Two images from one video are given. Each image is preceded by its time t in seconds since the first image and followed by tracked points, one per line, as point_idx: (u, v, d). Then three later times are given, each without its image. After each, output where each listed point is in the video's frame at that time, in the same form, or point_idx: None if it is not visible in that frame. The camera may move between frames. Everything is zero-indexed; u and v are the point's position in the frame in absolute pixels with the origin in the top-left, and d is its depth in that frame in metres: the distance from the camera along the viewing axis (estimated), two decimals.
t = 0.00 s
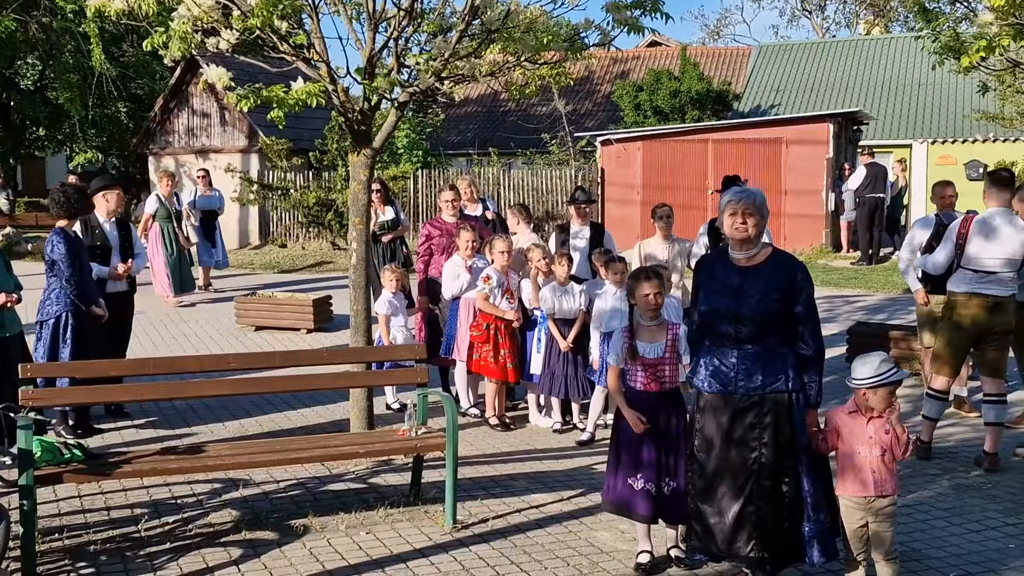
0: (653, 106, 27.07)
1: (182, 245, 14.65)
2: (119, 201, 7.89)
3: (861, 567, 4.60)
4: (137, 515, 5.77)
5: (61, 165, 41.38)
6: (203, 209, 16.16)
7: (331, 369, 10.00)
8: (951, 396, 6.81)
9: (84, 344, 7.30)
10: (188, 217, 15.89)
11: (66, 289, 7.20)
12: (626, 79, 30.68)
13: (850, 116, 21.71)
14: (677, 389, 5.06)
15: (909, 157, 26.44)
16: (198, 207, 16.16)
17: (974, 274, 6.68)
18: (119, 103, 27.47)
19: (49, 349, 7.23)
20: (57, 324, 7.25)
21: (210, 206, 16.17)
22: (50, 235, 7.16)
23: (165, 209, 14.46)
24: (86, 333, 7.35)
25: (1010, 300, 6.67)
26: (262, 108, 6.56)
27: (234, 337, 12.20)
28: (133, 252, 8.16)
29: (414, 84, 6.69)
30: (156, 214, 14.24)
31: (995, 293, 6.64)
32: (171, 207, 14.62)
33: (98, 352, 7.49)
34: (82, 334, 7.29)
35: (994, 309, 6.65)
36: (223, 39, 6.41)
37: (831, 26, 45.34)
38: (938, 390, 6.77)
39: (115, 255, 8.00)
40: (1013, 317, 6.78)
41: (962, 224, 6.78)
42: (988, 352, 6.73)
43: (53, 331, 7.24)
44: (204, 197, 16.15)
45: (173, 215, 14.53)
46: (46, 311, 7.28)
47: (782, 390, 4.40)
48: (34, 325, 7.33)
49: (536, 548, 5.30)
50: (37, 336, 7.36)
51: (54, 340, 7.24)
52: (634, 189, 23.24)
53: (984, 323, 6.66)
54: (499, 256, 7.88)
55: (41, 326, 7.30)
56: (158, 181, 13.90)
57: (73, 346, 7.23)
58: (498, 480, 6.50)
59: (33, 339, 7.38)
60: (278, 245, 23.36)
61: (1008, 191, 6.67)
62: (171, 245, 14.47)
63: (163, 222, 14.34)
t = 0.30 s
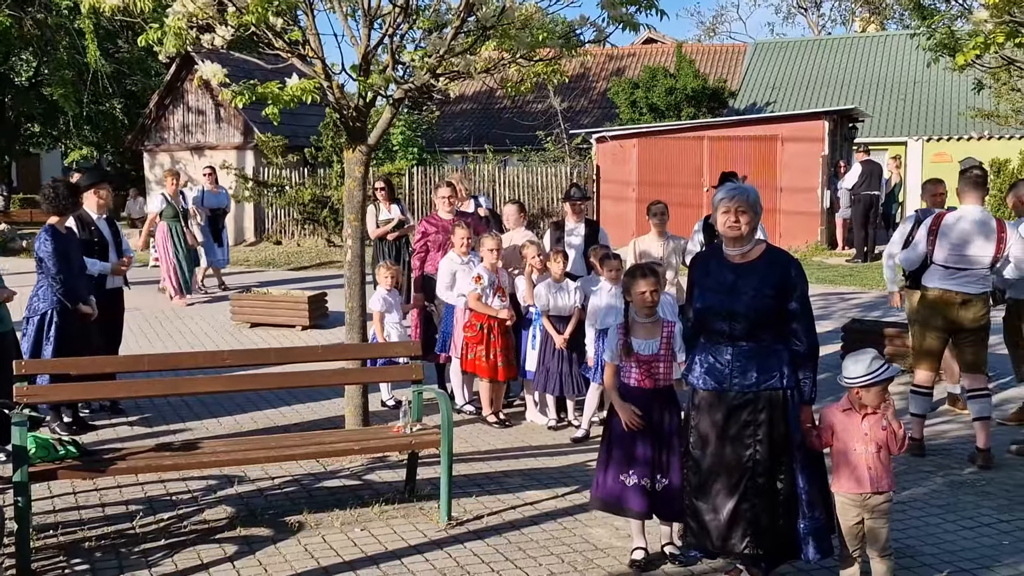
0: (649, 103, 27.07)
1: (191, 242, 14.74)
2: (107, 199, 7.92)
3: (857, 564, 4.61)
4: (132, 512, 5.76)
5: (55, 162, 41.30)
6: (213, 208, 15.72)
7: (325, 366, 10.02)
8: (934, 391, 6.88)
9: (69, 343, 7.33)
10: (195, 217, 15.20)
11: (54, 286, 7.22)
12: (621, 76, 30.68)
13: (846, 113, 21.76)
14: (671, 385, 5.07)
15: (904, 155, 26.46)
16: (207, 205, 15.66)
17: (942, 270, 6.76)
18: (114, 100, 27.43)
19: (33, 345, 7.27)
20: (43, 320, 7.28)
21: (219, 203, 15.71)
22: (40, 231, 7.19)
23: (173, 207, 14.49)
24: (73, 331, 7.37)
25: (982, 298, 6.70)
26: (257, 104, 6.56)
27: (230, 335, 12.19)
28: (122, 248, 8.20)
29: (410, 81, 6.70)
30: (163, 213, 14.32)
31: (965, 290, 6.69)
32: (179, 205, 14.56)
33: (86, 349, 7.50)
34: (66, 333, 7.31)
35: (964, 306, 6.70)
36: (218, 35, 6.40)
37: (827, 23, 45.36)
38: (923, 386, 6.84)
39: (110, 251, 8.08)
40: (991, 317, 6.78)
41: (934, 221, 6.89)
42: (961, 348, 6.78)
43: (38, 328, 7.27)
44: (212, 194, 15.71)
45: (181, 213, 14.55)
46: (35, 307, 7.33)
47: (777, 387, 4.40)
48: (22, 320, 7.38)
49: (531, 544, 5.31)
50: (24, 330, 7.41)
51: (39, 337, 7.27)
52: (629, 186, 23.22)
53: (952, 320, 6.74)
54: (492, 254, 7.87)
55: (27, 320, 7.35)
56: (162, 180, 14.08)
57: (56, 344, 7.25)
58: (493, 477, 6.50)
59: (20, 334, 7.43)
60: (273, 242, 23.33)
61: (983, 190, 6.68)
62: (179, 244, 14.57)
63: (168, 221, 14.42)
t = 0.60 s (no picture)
0: (645, 100, 27.07)
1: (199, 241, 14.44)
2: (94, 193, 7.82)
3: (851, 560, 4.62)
4: (127, 508, 5.77)
5: (52, 158, 41.23)
6: (220, 203, 15.54)
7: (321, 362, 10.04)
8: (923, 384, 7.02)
9: (66, 338, 7.36)
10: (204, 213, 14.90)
11: (48, 281, 7.24)
12: (617, 72, 30.68)
13: (842, 109, 21.78)
14: (663, 382, 5.07)
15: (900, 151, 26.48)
16: (214, 200, 15.49)
17: (914, 265, 6.91)
18: (110, 96, 27.38)
19: (30, 340, 7.29)
20: (39, 316, 7.31)
21: (226, 199, 15.54)
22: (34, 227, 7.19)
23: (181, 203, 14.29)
24: (70, 326, 7.39)
25: (952, 294, 6.77)
26: (253, 100, 6.55)
27: (225, 330, 12.19)
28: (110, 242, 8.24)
29: (405, 77, 6.70)
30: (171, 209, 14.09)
31: (933, 285, 6.80)
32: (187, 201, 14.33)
33: (85, 345, 7.53)
34: (62, 328, 7.32)
35: (933, 300, 6.81)
36: (213, 31, 6.40)
37: (824, 20, 45.38)
38: (912, 381, 6.98)
39: (100, 248, 8.10)
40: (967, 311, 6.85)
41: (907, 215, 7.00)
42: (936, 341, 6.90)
43: (35, 323, 7.30)
44: (219, 188, 15.54)
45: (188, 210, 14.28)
46: (32, 302, 7.36)
47: (771, 383, 4.41)
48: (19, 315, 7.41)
49: (526, 540, 5.31)
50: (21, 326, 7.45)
51: (36, 332, 7.29)
52: (625, 182, 23.25)
53: (924, 313, 6.88)
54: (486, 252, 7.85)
55: (25, 315, 7.38)
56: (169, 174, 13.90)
57: (51, 340, 7.27)
58: (488, 473, 6.51)
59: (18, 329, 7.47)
60: (269, 239, 23.29)
61: (958, 189, 6.73)
62: (184, 242, 14.31)
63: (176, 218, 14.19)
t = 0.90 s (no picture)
0: (646, 97, 27.07)
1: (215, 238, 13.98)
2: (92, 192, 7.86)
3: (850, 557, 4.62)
4: (128, 505, 5.78)
5: (53, 156, 41.27)
6: (236, 203, 14.92)
7: (321, 360, 10.04)
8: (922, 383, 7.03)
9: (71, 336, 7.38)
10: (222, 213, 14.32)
11: (52, 279, 7.26)
12: (618, 70, 30.67)
13: (843, 108, 21.80)
14: (662, 380, 5.07)
15: (901, 148, 26.47)
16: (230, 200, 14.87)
17: (905, 262, 6.94)
18: (110, 93, 27.36)
19: (34, 338, 7.29)
20: (43, 313, 7.32)
21: (242, 199, 14.91)
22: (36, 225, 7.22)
23: (201, 202, 14.02)
24: (73, 323, 7.40)
25: (939, 290, 6.79)
26: (254, 98, 6.56)
27: (226, 328, 12.20)
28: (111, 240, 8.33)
29: (406, 75, 6.73)
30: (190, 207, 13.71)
31: (920, 281, 6.85)
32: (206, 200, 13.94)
33: (88, 343, 7.54)
34: (67, 325, 7.34)
35: (923, 297, 6.84)
36: (214, 29, 6.39)
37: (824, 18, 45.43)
38: (911, 379, 6.98)
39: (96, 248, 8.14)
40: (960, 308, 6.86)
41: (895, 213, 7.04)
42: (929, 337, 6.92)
43: (39, 320, 7.31)
44: (234, 188, 14.96)
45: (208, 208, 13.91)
46: (36, 299, 7.38)
47: (771, 381, 4.42)
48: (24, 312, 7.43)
49: (526, 538, 5.32)
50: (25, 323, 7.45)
51: (40, 329, 7.29)
52: (625, 180, 23.24)
53: (914, 310, 6.92)
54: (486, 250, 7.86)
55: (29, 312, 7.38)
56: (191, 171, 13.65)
57: (55, 337, 7.28)
58: (488, 471, 6.52)
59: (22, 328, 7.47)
60: (269, 237, 23.28)
61: (943, 185, 6.80)
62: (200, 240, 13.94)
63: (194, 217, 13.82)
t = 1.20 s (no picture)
0: (648, 95, 27.06)
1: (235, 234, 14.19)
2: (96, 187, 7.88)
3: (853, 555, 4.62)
4: (132, 503, 5.79)
5: (55, 155, 41.31)
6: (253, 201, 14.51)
7: (324, 358, 10.04)
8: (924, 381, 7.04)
9: (73, 334, 7.39)
10: (242, 213, 14.47)
11: (55, 276, 7.27)
12: (621, 68, 30.65)
13: (846, 105, 21.82)
14: (664, 378, 5.08)
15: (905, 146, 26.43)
16: (248, 198, 14.46)
17: (907, 260, 6.94)
18: (113, 92, 27.37)
19: (37, 335, 7.32)
20: (46, 310, 7.34)
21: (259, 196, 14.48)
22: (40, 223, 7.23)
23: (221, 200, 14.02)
24: (74, 321, 7.42)
25: (938, 287, 6.79)
26: (256, 96, 6.58)
27: (228, 326, 12.20)
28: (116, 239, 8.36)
29: (408, 73, 6.74)
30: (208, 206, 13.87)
31: (920, 278, 6.86)
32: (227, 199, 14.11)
33: (89, 341, 7.56)
34: (70, 322, 7.36)
35: (925, 293, 6.84)
36: (216, 27, 6.41)
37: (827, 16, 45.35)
38: (915, 376, 6.99)
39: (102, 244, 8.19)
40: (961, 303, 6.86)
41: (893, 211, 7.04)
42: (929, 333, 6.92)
43: (41, 318, 7.33)
44: (251, 184, 14.47)
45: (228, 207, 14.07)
46: (39, 297, 7.39)
47: (772, 379, 4.42)
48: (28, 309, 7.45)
49: (528, 536, 5.33)
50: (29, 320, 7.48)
51: (42, 326, 7.33)
52: (628, 178, 23.03)
53: (914, 306, 6.93)
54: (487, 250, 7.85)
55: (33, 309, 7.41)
56: (208, 169, 13.83)
57: (57, 333, 7.31)
58: (491, 469, 6.52)
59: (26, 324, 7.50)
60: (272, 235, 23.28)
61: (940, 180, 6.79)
62: (221, 239, 14.07)
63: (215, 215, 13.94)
